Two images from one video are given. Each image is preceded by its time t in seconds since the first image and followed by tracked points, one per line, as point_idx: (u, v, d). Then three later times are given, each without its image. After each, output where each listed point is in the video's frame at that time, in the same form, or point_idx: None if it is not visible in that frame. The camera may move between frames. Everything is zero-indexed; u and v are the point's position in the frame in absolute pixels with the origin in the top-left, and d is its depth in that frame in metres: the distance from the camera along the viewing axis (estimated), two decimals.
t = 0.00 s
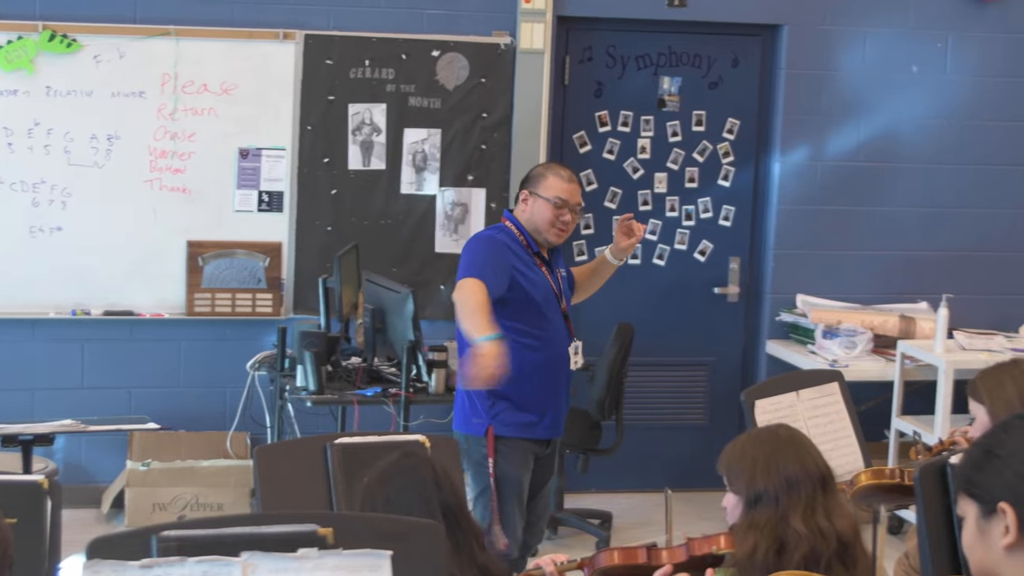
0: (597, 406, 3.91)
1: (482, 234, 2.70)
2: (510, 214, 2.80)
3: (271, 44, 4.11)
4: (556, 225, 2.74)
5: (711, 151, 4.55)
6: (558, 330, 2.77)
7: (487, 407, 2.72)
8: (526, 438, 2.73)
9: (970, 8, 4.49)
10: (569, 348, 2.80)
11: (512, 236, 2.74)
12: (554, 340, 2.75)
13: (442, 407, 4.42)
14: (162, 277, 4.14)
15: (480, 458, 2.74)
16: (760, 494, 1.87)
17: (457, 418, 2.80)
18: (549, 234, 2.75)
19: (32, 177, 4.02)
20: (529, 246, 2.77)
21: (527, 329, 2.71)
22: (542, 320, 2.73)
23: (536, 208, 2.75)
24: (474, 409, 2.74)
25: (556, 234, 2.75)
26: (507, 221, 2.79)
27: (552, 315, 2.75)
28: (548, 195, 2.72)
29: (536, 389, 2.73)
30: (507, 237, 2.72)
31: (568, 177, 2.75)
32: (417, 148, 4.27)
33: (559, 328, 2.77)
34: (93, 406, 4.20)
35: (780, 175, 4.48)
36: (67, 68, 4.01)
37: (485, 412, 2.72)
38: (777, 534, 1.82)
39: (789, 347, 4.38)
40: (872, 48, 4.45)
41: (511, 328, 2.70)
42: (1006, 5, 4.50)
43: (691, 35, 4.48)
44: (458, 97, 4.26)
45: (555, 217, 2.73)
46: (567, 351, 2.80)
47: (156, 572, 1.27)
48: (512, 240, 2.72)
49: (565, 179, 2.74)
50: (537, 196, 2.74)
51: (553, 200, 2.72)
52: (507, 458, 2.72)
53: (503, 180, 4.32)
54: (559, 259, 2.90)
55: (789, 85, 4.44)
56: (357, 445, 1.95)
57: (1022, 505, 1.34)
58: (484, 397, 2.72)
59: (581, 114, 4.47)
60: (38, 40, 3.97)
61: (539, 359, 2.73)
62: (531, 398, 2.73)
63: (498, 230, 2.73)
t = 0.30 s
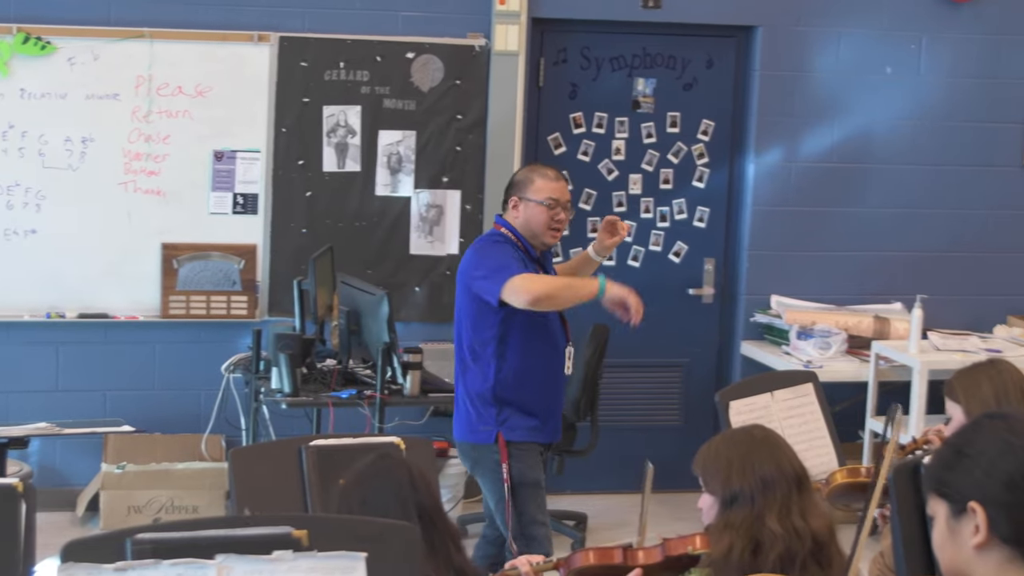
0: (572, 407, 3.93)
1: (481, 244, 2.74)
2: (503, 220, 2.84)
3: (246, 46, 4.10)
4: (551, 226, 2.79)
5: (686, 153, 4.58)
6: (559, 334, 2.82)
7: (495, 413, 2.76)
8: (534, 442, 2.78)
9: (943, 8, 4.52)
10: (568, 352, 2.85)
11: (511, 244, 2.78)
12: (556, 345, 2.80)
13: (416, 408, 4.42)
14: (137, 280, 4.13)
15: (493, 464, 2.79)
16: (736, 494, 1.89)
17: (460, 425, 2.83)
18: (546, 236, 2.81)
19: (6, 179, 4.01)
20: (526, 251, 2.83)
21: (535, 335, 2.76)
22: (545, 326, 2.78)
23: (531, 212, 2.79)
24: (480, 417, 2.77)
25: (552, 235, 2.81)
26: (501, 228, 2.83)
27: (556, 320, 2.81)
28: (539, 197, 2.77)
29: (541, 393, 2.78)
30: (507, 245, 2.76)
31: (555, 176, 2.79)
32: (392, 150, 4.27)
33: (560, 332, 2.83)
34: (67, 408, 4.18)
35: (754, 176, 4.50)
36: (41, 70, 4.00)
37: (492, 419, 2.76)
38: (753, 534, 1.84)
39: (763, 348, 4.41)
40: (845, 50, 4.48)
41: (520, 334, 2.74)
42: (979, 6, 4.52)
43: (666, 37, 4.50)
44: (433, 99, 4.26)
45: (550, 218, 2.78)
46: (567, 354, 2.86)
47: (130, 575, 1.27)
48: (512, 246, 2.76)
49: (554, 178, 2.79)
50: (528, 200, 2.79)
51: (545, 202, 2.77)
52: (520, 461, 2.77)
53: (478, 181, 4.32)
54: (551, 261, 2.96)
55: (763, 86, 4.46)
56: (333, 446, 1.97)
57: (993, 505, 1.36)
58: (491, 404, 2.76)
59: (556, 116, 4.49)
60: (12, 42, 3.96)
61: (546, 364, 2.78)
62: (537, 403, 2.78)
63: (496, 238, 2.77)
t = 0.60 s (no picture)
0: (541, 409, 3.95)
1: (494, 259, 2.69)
2: (508, 231, 2.78)
3: (214, 49, 4.10)
4: (558, 238, 2.77)
5: (656, 154, 4.61)
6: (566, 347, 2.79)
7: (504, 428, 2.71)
8: (541, 457, 2.74)
9: (912, 10, 4.54)
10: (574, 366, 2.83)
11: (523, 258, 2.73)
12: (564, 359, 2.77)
13: (387, 411, 4.42)
14: (107, 283, 4.12)
15: (495, 476, 2.74)
16: (705, 495, 1.91)
17: (463, 438, 2.78)
18: (553, 249, 2.78)
19: None
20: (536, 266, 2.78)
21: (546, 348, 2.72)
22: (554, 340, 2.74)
23: (538, 225, 2.76)
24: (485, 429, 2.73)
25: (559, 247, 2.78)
26: (507, 238, 2.77)
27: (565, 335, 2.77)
28: (546, 210, 2.74)
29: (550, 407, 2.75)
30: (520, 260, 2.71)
31: (558, 186, 2.77)
32: (362, 152, 4.26)
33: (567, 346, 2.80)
34: (36, 412, 4.16)
35: (725, 178, 4.52)
36: (9, 73, 3.99)
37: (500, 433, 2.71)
38: (722, 535, 1.86)
39: (734, 349, 4.44)
40: (815, 51, 4.50)
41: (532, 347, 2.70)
42: (947, 7, 4.55)
43: (636, 38, 4.53)
44: (402, 101, 4.26)
45: (557, 229, 2.76)
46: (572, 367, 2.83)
47: None
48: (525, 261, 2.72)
49: (558, 189, 2.77)
50: (535, 212, 2.75)
51: (551, 214, 2.74)
52: (520, 475, 2.72)
53: (447, 183, 4.32)
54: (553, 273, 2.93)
55: (733, 88, 4.48)
56: (304, 450, 1.97)
57: (962, 506, 1.31)
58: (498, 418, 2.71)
59: (526, 118, 4.51)
60: None
61: (554, 378, 2.74)
62: (545, 417, 2.73)
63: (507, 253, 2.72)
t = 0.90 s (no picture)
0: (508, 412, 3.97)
1: (500, 267, 2.64)
2: (514, 236, 2.73)
3: (180, 52, 4.08)
4: (564, 242, 2.71)
5: (622, 156, 4.64)
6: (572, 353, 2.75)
7: (512, 438, 2.68)
8: (550, 464, 2.71)
9: (879, 12, 4.57)
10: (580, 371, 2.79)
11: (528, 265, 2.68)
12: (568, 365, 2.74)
13: (354, 413, 4.41)
14: (72, 286, 4.09)
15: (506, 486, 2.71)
16: (671, 497, 1.93)
17: (472, 447, 2.75)
18: (558, 253, 2.72)
19: None
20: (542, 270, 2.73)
21: (546, 354, 2.70)
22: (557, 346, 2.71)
23: (544, 229, 2.70)
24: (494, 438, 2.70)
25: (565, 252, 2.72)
26: (511, 244, 2.72)
27: (569, 338, 2.74)
28: (552, 213, 2.69)
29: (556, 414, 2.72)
30: (525, 267, 2.66)
31: (564, 191, 2.73)
32: (329, 155, 4.26)
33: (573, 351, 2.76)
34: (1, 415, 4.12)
35: (692, 180, 4.55)
36: None
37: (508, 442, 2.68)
38: (688, 537, 1.88)
39: (701, 350, 4.48)
40: (781, 53, 4.52)
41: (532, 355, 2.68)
42: (914, 8, 4.57)
43: (602, 41, 4.55)
44: (368, 104, 4.26)
45: (563, 234, 2.70)
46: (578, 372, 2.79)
47: None
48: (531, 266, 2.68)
49: (564, 194, 2.72)
50: (541, 216, 2.70)
51: (557, 218, 2.69)
52: (529, 487, 2.70)
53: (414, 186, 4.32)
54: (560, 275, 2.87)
55: (699, 90, 4.51)
56: (271, 453, 1.97)
57: (928, 505, 1.37)
58: (507, 427, 2.69)
59: (492, 121, 4.53)
60: None
61: (558, 383, 2.72)
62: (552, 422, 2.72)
63: (512, 257, 2.67)
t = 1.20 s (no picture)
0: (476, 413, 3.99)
1: (487, 270, 2.67)
2: (508, 240, 2.76)
3: (145, 54, 4.06)
4: (558, 242, 2.72)
5: (588, 158, 4.67)
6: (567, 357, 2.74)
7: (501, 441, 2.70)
8: (540, 469, 2.71)
9: (842, 14, 4.63)
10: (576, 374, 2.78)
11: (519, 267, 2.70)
12: (561, 369, 2.73)
13: (321, 416, 4.40)
14: (37, 289, 4.06)
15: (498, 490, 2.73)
16: (637, 499, 1.95)
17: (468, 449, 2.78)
18: (553, 253, 2.73)
19: None
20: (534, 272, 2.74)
21: (540, 359, 2.70)
22: (549, 349, 2.71)
23: (537, 230, 2.72)
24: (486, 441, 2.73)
25: (559, 252, 2.73)
26: (505, 247, 2.74)
27: (562, 341, 2.73)
28: (543, 213, 2.71)
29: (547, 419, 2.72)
30: (514, 269, 2.68)
31: (555, 191, 2.74)
32: (295, 157, 4.25)
33: (567, 355, 2.75)
34: None
35: (658, 181, 4.59)
36: None
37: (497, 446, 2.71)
38: (654, 538, 1.91)
39: (668, 351, 4.52)
40: (746, 54, 4.57)
41: (523, 359, 2.69)
42: (878, 10, 4.64)
43: (568, 43, 4.58)
44: (334, 106, 4.25)
45: (555, 233, 2.71)
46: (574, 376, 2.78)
47: None
48: (521, 269, 2.69)
49: (555, 193, 2.73)
50: (532, 217, 2.72)
51: (549, 218, 2.71)
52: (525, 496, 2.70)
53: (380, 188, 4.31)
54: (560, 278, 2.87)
55: (664, 91, 4.54)
56: (238, 456, 1.98)
57: (898, 505, 1.37)
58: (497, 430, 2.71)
59: (458, 123, 4.54)
60: None
61: (553, 387, 2.72)
62: (547, 426, 2.72)
63: (504, 260, 2.70)
